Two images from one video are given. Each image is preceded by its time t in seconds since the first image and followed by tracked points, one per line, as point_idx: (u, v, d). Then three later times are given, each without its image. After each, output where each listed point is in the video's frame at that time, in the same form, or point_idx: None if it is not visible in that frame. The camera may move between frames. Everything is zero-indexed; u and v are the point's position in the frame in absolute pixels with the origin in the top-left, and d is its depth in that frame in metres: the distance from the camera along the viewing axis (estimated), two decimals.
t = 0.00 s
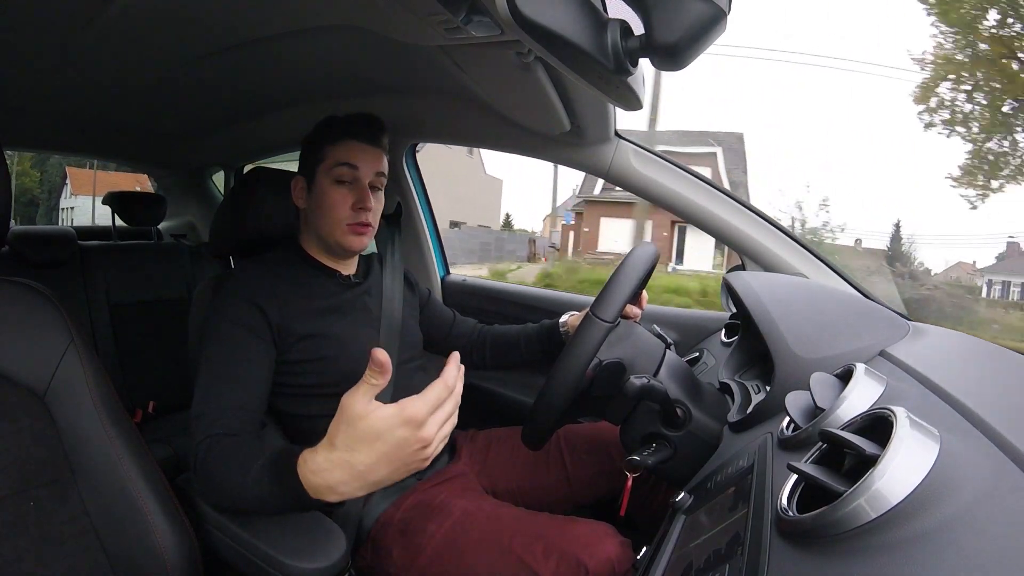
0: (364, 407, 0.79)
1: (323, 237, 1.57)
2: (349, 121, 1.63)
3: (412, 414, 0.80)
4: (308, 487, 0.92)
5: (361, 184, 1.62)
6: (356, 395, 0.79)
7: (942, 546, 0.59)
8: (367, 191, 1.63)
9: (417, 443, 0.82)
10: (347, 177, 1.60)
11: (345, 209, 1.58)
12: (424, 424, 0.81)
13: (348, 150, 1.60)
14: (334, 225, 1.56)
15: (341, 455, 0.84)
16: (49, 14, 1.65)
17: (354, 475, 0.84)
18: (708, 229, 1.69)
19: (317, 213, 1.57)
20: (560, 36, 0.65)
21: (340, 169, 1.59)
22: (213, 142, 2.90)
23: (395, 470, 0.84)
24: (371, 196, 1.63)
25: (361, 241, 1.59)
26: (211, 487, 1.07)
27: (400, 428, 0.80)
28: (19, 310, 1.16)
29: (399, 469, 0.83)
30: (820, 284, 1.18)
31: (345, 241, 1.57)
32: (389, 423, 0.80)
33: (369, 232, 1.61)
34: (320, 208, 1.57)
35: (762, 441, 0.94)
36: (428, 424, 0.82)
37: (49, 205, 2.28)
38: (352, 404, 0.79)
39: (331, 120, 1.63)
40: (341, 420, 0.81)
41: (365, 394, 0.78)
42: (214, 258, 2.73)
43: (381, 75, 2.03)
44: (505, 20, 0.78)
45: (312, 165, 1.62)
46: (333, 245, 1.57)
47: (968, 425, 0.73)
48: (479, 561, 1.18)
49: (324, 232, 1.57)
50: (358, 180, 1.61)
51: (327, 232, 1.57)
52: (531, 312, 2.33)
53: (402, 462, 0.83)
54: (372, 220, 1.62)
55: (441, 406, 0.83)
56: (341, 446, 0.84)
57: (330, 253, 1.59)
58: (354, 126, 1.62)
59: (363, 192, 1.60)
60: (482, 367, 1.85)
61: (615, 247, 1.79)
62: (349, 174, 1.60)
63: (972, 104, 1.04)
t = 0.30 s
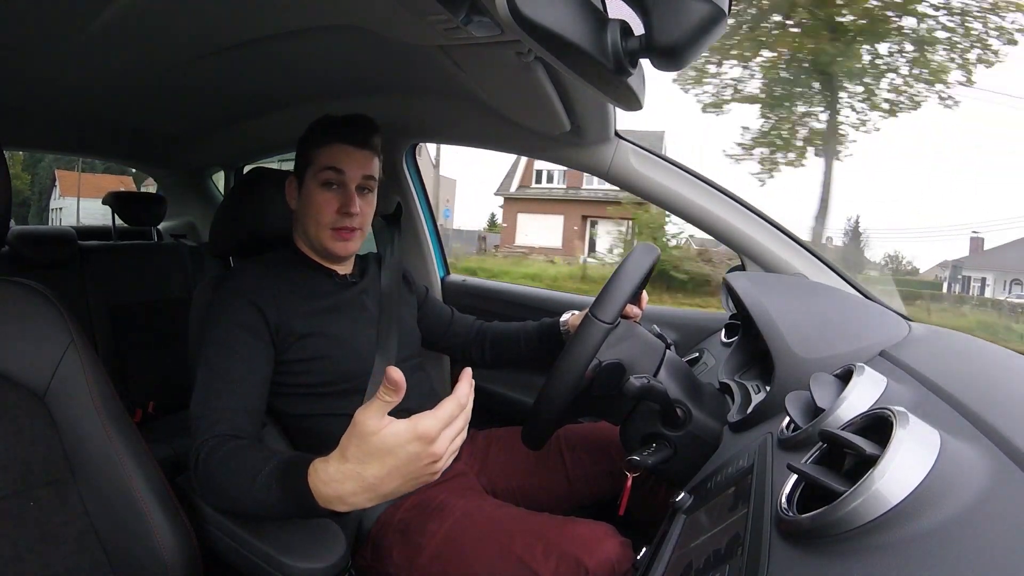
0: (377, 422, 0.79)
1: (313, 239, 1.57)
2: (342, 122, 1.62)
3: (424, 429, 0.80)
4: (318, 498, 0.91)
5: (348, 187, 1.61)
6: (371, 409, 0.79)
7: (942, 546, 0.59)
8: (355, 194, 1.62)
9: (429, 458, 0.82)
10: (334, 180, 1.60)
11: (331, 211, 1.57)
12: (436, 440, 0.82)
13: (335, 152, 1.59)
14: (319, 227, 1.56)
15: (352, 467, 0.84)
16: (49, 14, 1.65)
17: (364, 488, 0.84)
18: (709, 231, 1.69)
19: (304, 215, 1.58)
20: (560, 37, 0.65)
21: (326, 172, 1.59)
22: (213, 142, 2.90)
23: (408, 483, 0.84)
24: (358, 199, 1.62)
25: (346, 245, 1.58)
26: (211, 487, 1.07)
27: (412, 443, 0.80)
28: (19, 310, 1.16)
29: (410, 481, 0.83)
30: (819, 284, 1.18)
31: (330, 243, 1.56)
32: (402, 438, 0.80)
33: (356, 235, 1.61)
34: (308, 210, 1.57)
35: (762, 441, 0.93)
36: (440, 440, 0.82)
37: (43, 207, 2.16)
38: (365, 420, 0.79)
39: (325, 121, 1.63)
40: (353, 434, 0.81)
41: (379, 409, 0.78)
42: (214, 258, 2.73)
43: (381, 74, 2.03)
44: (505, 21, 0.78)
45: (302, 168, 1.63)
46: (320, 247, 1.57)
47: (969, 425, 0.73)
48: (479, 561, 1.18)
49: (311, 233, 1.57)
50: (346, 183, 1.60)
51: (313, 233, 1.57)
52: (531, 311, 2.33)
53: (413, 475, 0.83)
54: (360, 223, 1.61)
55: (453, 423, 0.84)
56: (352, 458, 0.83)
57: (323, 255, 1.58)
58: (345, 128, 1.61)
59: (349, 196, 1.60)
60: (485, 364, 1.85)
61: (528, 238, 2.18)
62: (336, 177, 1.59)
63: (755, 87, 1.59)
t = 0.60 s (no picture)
0: (383, 432, 0.79)
1: (314, 244, 1.57)
2: (338, 124, 1.60)
3: (429, 440, 0.80)
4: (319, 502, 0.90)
5: (348, 192, 1.61)
6: (377, 420, 0.79)
7: (942, 546, 0.59)
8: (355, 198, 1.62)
9: (432, 468, 0.82)
10: (333, 185, 1.59)
11: (331, 215, 1.57)
12: (440, 450, 0.81)
13: (333, 158, 1.58)
14: (319, 230, 1.56)
15: (355, 474, 0.84)
16: (49, 14, 1.65)
17: (367, 494, 0.84)
18: (709, 230, 1.69)
19: (305, 220, 1.57)
20: (559, 37, 0.65)
21: (326, 178, 1.59)
22: (213, 142, 2.90)
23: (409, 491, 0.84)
24: (358, 203, 1.62)
25: (347, 249, 1.59)
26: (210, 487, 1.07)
27: (416, 453, 0.80)
28: (19, 310, 1.16)
29: (412, 488, 0.83)
30: (819, 284, 1.18)
31: (331, 249, 1.57)
32: (407, 448, 0.79)
33: (357, 238, 1.61)
34: (309, 216, 1.57)
35: (762, 441, 0.93)
36: (444, 450, 0.82)
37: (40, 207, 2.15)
38: (370, 429, 0.79)
39: (323, 121, 1.61)
40: (357, 442, 0.81)
41: (386, 421, 0.78)
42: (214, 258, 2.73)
43: (381, 74, 2.03)
44: (505, 20, 0.78)
45: (302, 172, 1.62)
46: (321, 252, 1.58)
47: (969, 426, 0.73)
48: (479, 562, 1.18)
49: (313, 238, 1.57)
50: (345, 185, 1.60)
51: (313, 236, 1.57)
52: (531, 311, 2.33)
53: (415, 483, 0.83)
54: (360, 226, 1.62)
55: (458, 434, 0.83)
56: (355, 464, 0.83)
57: (325, 258, 1.59)
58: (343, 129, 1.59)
59: (349, 200, 1.59)
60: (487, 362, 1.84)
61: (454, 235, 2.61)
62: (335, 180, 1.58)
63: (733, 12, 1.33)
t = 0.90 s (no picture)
0: (391, 440, 0.79)
1: (325, 249, 1.55)
2: (346, 127, 1.56)
3: (434, 447, 0.80)
4: (324, 508, 0.90)
5: (362, 198, 1.58)
6: (385, 430, 0.79)
7: (942, 545, 0.59)
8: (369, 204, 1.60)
9: (437, 476, 0.82)
10: (347, 191, 1.56)
11: (344, 222, 1.55)
12: (446, 458, 0.82)
13: (348, 163, 1.55)
14: (332, 238, 1.54)
15: (361, 480, 0.83)
16: (49, 14, 1.65)
17: (373, 501, 0.83)
18: (708, 229, 1.69)
19: (317, 224, 1.55)
20: (559, 36, 0.65)
21: (340, 184, 1.55)
22: (213, 142, 2.90)
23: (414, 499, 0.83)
24: (372, 208, 1.60)
25: (360, 255, 1.59)
26: (210, 487, 1.07)
27: (422, 460, 0.80)
28: (18, 310, 1.16)
29: (419, 495, 0.83)
30: (819, 284, 1.18)
31: (347, 254, 1.57)
32: (414, 455, 0.80)
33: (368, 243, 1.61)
34: (322, 220, 1.54)
35: (762, 441, 0.93)
36: (450, 458, 0.82)
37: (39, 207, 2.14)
38: (377, 436, 0.79)
39: (334, 123, 1.56)
40: (364, 450, 0.81)
41: (392, 430, 0.79)
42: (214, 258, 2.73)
43: (380, 74, 2.02)
44: (504, 19, 0.78)
45: (310, 174, 1.57)
46: (334, 258, 1.57)
47: (968, 426, 0.73)
48: (480, 562, 1.18)
49: (326, 244, 1.55)
50: (358, 192, 1.57)
51: (324, 243, 1.55)
52: (531, 312, 2.33)
53: (422, 490, 0.83)
54: (372, 232, 1.61)
55: (464, 443, 0.84)
56: (361, 471, 0.83)
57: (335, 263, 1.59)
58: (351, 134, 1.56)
59: (365, 207, 1.58)
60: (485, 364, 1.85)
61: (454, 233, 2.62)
62: (348, 187, 1.56)
63: None
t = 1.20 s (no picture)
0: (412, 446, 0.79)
1: (328, 244, 1.56)
2: (353, 125, 1.60)
3: (447, 460, 0.79)
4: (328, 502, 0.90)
5: (365, 194, 1.61)
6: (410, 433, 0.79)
7: (942, 545, 0.59)
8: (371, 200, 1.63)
9: (443, 490, 0.80)
10: (351, 187, 1.59)
11: (348, 217, 1.57)
12: (456, 473, 0.80)
13: (352, 159, 1.58)
14: (336, 233, 1.56)
15: (369, 480, 0.84)
16: (48, 14, 1.64)
17: (376, 501, 0.83)
18: (708, 228, 1.69)
19: (321, 219, 1.56)
20: (559, 35, 0.65)
21: (344, 179, 1.58)
22: (213, 142, 2.90)
23: (417, 508, 0.82)
24: (374, 205, 1.63)
25: (362, 250, 1.60)
26: (209, 487, 1.07)
27: (432, 470, 0.79)
28: (18, 309, 1.16)
29: (421, 505, 0.82)
30: (818, 284, 1.18)
31: (347, 248, 1.57)
32: (428, 464, 0.79)
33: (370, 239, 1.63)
34: (326, 215, 1.56)
35: (762, 441, 0.93)
36: (461, 475, 0.81)
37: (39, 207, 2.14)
38: (397, 439, 0.79)
39: (336, 122, 1.60)
40: (381, 448, 0.81)
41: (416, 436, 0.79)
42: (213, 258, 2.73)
43: (379, 74, 2.02)
44: (504, 19, 0.78)
45: (314, 171, 1.60)
46: (337, 254, 1.58)
47: (967, 425, 0.73)
48: (479, 562, 1.18)
49: (328, 239, 1.56)
50: (361, 187, 1.60)
51: (325, 239, 1.56)
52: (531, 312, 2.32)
53: (426, 502, 0.82)
54: (374, 228, 1.63)
55: (477, 461, 0.82)
56: (371, 470, 0.84)
57: (336, 259, 1.59)
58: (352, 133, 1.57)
59: (368, 202, 1.61)
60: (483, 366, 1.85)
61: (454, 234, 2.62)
62: (352, 182, 1.59)
63: None
